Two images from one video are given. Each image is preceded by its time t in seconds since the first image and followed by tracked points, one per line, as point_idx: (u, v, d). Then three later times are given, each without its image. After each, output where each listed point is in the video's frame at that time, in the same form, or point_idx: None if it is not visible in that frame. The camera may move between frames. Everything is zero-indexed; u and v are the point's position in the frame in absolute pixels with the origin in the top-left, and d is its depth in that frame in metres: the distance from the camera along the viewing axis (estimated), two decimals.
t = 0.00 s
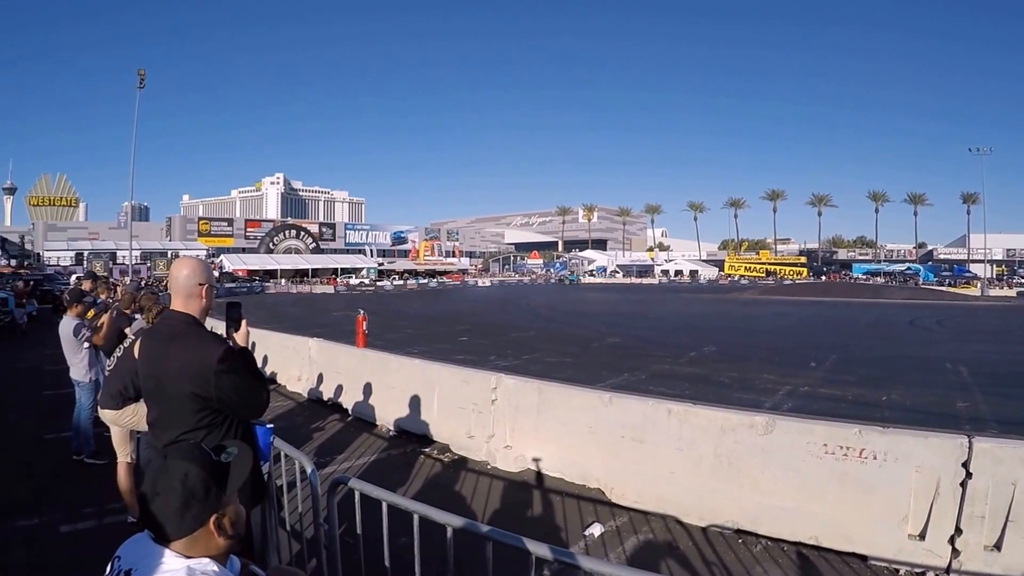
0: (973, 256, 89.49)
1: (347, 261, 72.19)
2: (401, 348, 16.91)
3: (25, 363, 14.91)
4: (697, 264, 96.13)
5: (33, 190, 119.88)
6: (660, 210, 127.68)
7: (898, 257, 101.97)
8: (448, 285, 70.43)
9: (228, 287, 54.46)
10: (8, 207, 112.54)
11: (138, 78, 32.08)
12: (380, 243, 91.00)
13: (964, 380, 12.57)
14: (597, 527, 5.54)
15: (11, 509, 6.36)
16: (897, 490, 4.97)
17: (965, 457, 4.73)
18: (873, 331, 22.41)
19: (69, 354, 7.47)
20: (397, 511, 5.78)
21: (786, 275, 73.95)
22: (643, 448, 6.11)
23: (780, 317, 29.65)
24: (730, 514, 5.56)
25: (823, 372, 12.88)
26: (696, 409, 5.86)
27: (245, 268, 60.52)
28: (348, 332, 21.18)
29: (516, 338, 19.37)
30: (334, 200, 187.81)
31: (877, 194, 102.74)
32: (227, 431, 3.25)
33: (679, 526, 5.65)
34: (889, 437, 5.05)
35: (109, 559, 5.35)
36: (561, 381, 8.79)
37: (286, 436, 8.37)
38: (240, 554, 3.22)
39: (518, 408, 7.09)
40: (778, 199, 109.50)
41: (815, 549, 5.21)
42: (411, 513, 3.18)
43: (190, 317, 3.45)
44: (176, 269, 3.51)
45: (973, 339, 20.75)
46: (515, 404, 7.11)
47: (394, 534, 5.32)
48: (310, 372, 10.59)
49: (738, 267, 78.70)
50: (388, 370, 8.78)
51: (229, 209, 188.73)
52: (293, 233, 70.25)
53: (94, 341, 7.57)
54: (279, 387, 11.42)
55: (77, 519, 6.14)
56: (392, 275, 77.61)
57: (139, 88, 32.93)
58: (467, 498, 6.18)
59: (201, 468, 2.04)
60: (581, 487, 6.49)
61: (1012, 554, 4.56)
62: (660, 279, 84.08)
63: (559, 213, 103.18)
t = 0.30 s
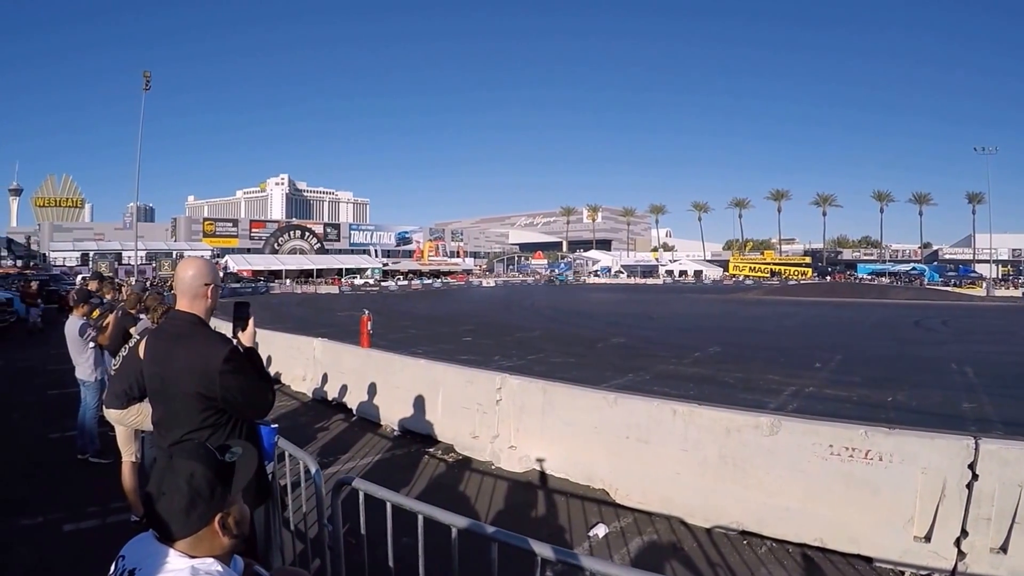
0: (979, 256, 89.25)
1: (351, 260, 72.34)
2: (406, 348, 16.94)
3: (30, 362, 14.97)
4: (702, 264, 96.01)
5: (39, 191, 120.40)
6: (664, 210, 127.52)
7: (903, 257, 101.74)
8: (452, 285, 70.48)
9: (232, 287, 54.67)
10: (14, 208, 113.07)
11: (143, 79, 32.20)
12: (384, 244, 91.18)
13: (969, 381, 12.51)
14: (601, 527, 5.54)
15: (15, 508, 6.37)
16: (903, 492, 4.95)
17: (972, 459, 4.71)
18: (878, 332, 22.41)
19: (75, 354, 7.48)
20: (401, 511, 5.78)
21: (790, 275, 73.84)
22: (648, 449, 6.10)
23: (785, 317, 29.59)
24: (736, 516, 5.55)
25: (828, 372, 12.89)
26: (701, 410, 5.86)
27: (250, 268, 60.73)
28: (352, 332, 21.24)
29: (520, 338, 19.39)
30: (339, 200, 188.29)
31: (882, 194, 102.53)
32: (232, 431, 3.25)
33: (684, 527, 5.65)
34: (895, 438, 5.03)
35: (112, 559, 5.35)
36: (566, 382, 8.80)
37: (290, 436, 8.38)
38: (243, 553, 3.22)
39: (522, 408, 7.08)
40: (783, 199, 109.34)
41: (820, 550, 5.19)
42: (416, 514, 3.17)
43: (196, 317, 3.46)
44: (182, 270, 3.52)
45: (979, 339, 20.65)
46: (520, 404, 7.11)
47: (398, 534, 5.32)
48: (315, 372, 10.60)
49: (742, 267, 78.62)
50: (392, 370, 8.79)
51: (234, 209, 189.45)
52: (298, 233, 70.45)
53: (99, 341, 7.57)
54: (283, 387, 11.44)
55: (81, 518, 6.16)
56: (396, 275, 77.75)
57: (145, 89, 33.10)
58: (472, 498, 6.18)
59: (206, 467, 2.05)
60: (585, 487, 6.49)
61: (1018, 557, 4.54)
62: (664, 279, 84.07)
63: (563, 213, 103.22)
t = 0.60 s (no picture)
0: (985, 256, 88.92)
1: (355, 261, 72.43)
2: (409, 348, 16.96)
3: (36, 361, 15.04)
4: (706, 264, 95.87)
5: (44, 192, 120.85)
6: (669, 210, 127.38)
7: (908, 257, 101.42)
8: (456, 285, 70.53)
9: (237, 287, 54.83)
10: (20, 209, 113.47)
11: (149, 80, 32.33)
12: (388, 244, 91.34)
13: (975, 382, 12.45)
14: (606, 528, 5.53)
15: (19, 507, 6.40)
16: (908, 494, 4.93)
17: (978, 460, 4.69)
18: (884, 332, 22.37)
19: (81, 354, 7.53)
20: (405, 512, 5.78)
21: (794, 276, 73.67)
22: (652, 450, 6.10)
23: (790, 317, 29.52)
24: (740, 518, 5.53)
25: (834, 373, 12.87)
26: (706, 411, 5.85)
27: (255, 268, 60.91)
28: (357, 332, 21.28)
29: (524, 339, 19.39)
30: (344, 200, 188.70)
31: (886, 194, 102.24)
32: (236, 431, 3.25)
33: (688, 529, 5.63)
34: (901, 439, 5.01)
35: (115, 558, 5.37)
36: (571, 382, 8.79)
37: (295, 436, 8.39)
38: (247, 553, 3.21)
39: (527, 409, 7.08)
40: (787, 199, 109.13)
41: (825, 552, 5.17)
42: (420, 514, 3.17)
43: (201, 317, 3.47)
44: (187, 270, 3.54)
45: (985, 340, 20.55)
46: (525, 405, 7.10)
47: (401, 535, 5.31)
48: (319, 372, 10.62)
49: (747, 267, 78.53)
50: (396, 370, 8.80)
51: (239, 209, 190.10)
52: (302, 234, 70.62)
53: (104, 341, 7.62)
54: (288, 387, 11.46)
55: (85, 517, 6.19)
56: (400, 275, 77.84)
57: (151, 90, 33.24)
58: (475, 499, 6.19)
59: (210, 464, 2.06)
60: (589, 488, 6.48)
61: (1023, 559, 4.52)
62: (668, 279, 83.98)
63: (567, 213, 103.15)
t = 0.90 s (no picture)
0: (990, 256, 88.61)
1: (360, 261, 72.52)
2: (413, 349, 16.97)
3: (41, 361, 15.09)
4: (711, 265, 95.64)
5: (50, 193, 121.25)
6: (672, 211, 127.21)
7: (914, 257, 101.12)
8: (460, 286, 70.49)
9: (242, 288, 54.95)
10: (26, 210, 113.90)
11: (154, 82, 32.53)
12: (393, 245, 91.44)
13: (981, 383, 12.39)
14: (609, 530, 5.52)
15: (23, 507, 6.42)
16: (913, 496, 4.92)
17: (984, 462, 4.67)
18: (889, 334, 22.27)
19: (86, 353, 7.56)
20: (409, 512, 5.78)
21: (799, 276, 73.42)
22: (656, 450, 6.09)
23: (795, 318, 29.43)
24: (745, 519, 5.52)
25: (840, 374, 12.86)
26: (711, 411, 5.84)
27: (259, 269, 61.05)
28: (361, 333, 21.30)
29: (528, 339, 19.40)
30: (348, 201, 189.23)
31: (892, 195, 101.92)
32: (241, 431, 3.26)
33: (692, 530, 5.62)
34: (907, 440, 5.00)
35: (119, 557, 5.38)
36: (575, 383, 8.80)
37: (299, 436, 8.40)
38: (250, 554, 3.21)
39: (531, 409, 7.08)
40: (792, 199, 108.90)
41: (829, 554, 5.16)
42: (424, 514, 3.16)
43: (206, 317, 3.48)
44: (192, 270, 3.54)
45: (992, 341, 20.44)
46: (529, 405, 7.11)
47: (405, 535, 5.32)
48: (323, 372, 10.63)
49: (751, 268, 78.18)
50: (400, 370, 8.82)
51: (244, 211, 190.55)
52: (307, 235, 70.72)
53: (109, 341, 7.65)
54: (292, 387, 11.49)
55: (89, 516, 6.21)
56: (405, 276, 77.92)
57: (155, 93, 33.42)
58: (479, 499, 6.20)
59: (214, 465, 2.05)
60: (593, 488, 6.48)
61: None
62: (672, 280, 83.90)
63: (571, 214, 103.13)
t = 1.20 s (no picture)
0: (996, 257, 88.18)
1: (364, 262, 72.61)
2: (417, 349, 16.97)
3: (47, 361, 15.13)
4: (715, 266, 95.42)
5: (55, 194, 121.56)
6: (676, 211, 127.05)
7: (919, 257, 100.68)
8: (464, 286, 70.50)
9: (246, 288, 55.06)
10: (32, 211, 114.34)
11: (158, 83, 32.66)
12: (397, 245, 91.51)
13: (986, 385, 12.34)
14: (614, 531, 5.52)
15: (29, 505, 6.44)
16: (919, 498, 4.90)
17: (991, 464, 4.65)
18: (894, 335, 22.19)
19: (91, 353, 7.58)
20: (413, 512, 5.79)
21: (804, 277, 73.18)
22: (661, 452, 6.08)
23: (799, 319, 29.36)
24: (749, 521, 5.51)
25: (845, 375, 12.83)
26: (716, 413, 5.83)
27: (263, 270, 61.17)
28: (366, 333, 21.32)
29: (532, 340, 19.37)
30: (352, 202, 189.50)
31: (897, 195, 101.52)
32: (243, 431, 3.26)
33: (696, 532, 5.61)
34: (913, 442, 4.98)
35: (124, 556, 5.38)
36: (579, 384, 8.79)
37: (304, 436, 8.42)
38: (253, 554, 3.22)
39: (535, 410, 7.08)
40: (796, 200, 108.64)
41: (834, 556, 5.15)
42: (427, 515, 3.16)
43: (208, 317, 3.48)
44: (194, 269, 3.54)
45: (997, 342, 20.35)
46: (533, 405, 7.10)
47: (410, 535, 5.33)
48: (327, 372, 10.65)
49: (756, 269, 77.97)
50: (404, 370, 8.83)
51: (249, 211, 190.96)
52: (311, 236, 70.84)
53: (115, 341, 7.68)
54: (296, 387, 11.51)
55: (95, 514, 6.24)
56: (409, 276, 77.99)
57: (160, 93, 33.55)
58: (483, 499, 6.20)
59: (213, 465, 2.04)
60: (597, 490, 6.47)
61: None
62: (676, 281, 83.79)
63: (575, 214, 103.20)
